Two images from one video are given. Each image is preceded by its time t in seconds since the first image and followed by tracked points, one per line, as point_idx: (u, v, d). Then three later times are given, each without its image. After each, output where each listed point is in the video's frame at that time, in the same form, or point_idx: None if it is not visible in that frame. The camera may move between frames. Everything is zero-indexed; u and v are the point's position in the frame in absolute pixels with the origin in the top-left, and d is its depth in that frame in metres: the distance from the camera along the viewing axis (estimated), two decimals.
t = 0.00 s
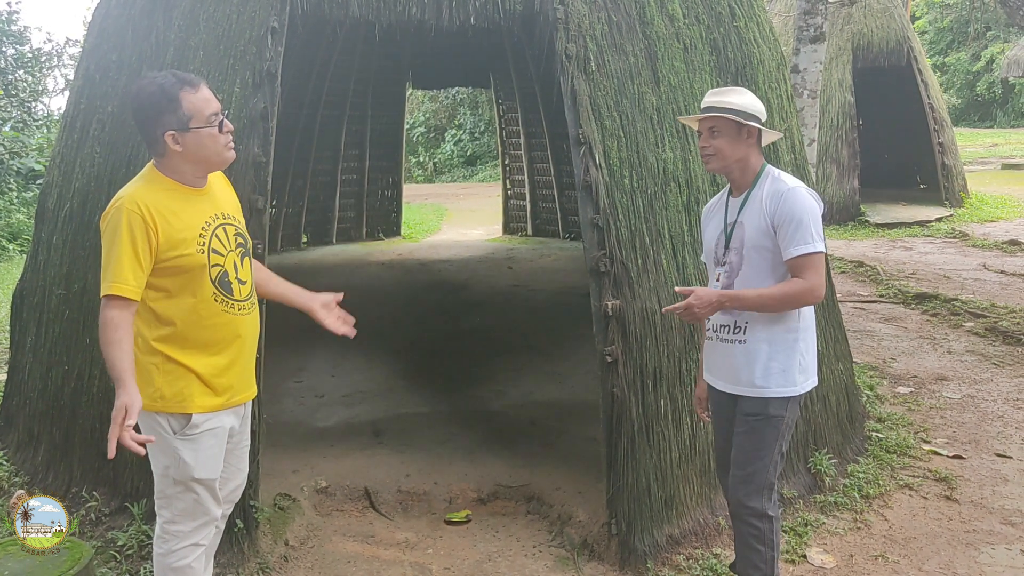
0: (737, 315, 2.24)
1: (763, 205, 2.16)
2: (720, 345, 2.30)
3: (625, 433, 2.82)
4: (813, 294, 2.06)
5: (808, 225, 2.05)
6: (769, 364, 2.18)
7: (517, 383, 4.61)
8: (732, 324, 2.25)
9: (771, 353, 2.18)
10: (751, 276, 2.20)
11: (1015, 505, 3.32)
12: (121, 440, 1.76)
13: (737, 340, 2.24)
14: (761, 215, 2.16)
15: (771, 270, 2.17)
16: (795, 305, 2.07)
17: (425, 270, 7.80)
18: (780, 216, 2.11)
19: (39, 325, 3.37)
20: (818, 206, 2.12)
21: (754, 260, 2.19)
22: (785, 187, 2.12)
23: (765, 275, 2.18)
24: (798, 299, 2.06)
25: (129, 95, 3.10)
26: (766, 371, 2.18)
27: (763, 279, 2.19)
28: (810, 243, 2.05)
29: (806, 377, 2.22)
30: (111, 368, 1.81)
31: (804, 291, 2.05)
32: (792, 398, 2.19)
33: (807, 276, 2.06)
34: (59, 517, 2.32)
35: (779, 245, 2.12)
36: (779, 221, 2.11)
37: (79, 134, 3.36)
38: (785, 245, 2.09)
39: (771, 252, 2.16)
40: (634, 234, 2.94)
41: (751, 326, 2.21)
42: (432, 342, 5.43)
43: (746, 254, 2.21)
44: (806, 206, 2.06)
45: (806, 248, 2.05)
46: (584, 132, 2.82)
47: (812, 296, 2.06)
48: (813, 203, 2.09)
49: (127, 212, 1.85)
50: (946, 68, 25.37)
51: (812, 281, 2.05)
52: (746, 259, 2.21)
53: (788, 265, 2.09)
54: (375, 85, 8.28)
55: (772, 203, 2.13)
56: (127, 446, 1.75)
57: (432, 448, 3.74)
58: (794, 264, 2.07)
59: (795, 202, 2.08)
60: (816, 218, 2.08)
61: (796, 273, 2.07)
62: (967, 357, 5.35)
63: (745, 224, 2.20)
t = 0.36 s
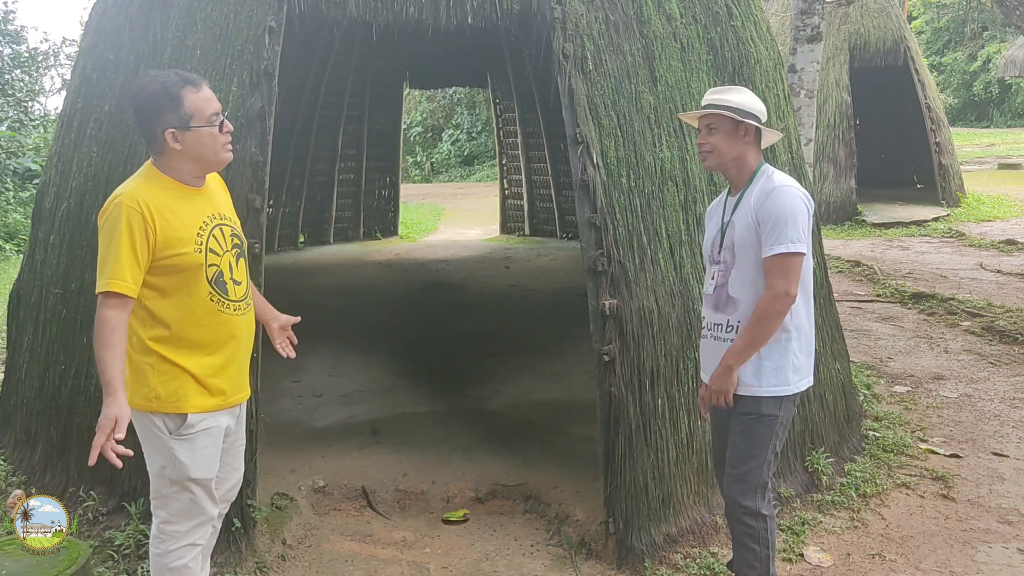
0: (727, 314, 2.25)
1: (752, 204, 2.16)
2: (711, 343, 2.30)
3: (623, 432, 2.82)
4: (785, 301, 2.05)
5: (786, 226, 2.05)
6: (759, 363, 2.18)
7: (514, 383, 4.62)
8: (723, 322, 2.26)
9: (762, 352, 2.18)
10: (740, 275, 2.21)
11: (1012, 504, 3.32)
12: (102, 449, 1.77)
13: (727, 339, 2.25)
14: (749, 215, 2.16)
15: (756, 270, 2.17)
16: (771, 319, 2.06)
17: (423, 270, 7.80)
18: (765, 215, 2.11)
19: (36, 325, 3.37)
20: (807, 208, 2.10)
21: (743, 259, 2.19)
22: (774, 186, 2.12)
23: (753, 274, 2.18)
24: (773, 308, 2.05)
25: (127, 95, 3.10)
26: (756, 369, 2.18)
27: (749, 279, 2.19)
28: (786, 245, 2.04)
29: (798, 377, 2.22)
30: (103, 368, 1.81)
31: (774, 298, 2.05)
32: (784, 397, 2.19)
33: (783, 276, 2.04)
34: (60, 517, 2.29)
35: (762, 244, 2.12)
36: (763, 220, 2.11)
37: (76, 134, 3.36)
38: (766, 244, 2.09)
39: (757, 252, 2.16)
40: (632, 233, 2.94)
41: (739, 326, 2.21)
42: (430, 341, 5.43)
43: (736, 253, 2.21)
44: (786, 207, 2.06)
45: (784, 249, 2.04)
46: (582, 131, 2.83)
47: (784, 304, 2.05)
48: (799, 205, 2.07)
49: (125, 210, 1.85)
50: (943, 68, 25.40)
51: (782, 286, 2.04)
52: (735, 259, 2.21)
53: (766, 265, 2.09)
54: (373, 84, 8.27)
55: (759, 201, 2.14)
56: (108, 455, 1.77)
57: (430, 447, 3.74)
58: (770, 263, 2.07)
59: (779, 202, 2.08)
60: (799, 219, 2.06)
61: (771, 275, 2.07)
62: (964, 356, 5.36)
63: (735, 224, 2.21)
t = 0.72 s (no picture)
0: (727, 314, 2.25)
1: (753, 204, 2.17)
2: (712, 343, 2.30)
3: (620, 432, 2.83)
4: (796, 300, 2.06)
5: (792, 226, 2.06)
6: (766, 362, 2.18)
7: (512, 382, 4.62)
8: (723, 322, 2.26)
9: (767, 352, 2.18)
10: (740, 275, 2.21)
11: (1008, 503, 3.33)
12: (133, 441, 1.80)
13: (728, 339, 2.25)
14: (751, 215, 2.17)
15: (759, 270, 2.18)
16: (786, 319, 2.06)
17: (420, 269, 7.80)
18: (768, 214, 2.12)
19: (33, 325, 3.37)
20: (808, 207, 2.12)
21: (744, 259, 2.19)
22: (775, 185, 2.13)
23: (753, 273, 2.18)
24: (787, 308, 2.05)
25: (124, 94, 3.10)
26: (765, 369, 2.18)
27: (751, 279, 2.19)
28: (793, 244, 2.05)
29: (797, 377, 2.23)
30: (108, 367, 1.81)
31: (786, 297, 2.06)
32: (783, 397, 2.19)
33: (794, 275, 2.05)
34: (60, 517, 2.30)
35: (766, 243, 2.13)
36: (767, 219, 2.11)
37: (73, 133, 3.36)
38: (770, 243, 2.10)
39: (760, 252, 2.16)
40: (629, 233, 2.95)
41: (743, 326, 2.22)
42: (428, 341, 5.43)
43: (736, 253, 2.21)
44: (792, 206, 2.07)
45: (791, 248, 2.05)
46: (579, 131, 2.83)
47: (795, 304, 2.06)
48: (801, 204, 2.09)
49: (123, 210, 1.85)
50: (939, 69, 25.45)
51: (793, 285, 2.05)
52: (736, 259, 2.21)
53: (772, 264, 2.10)
54: (371, 84, 8.27)
55: (761, 201, 2.14)
56: (140, 447, 1.80)
57: (428, 447, 3.74)
58: (778, 262, 2.07)
59: (783, 201, 2.08)
60: (803, 218, 2.07)
61: (780, 275, 2.07)
62: (960, 355, 5.37)
63: (735, 223, 2.21)
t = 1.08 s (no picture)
0: (727, 314, 2.25)
1: (754, 205, 2.17)
2: (712, 344, 2.31)
3: (618, 431, 2.84)
4: (797, 302, 2.08)
5: (794, 228, 2.06)
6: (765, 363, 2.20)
7: (510, 381, 4.62)
8: (724, 323, 2.26)
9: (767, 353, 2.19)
10: (741, 275, 2.21)
11: (1005, 502, 3.34)
12: (106, 449, 1.78)
13: (728, 339, 2.25)
14: (751, 216, 2.17)
15: (759, 271, 2.18)
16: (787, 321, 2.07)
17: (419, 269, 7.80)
18: (770, 216, 2.12)
19: (31, 324, 3.36)
20: (809, 208, 2.13)
21: (745, 260, 2.20)
22: (776, 187, 2.13)
23: (754, 274, 2.19)
24: (788, 310, 2.07)
25: (122, 93, 3.09)
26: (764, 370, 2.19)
27: (751, 280, 2.20)
28: (796, 246, 2.06)
29: (798, 375, 2.24)
30: (98, 368, 1.81)
31: (787, 300, 2.07)
32: (785, 395, 2.20)
33: (795, 277, 2.07)
34: (60, 517, 2.26)
35: (767, 245, 2.13)
36: (769, 221, 2.12)
37: (71, 132, 3.35)
38: (772, 245, 2.10)
39: (761, 253, 2.17)
40: (627, 232, 2.95)
41: (744, 327, 2.22)
42: (426, 340, 5.43)
43: (737, 254, 2.21)
44: (794, 208, 2.07)
45: (793, 251, 2.06)
46: (577, 130, 2.83)
47: (796, 306, 2.08)
48: (803, 205, 2.09)
49: (115, 209, 1.85)
50: (938, 68, 25.47)
51: (795, 287, 2.06)
52: (737, 259, 2.21)
53: (773, 266, 2.11)
54: (370, 83, 8.27)
55: (762, 203, 2.14)
56: (111, 455, 1.78)
57: (425, 446, 3.74)
58: (781, 265, 2.08)
59: (784, 203, 2.09)
60: (804, 220, 2.08)
61: (782, 276, 2.08)
62: (958, 355, 5.38)
63: (735, 224, 2.21)
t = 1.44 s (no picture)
0: (726, 316, 2.26)
1: (752, 205, 2.17)
2: (711, 345, 2.32)
3: (617, 432, 2.84)
4: (793, 303, 2.08)
5: (791, 229, 2.06)
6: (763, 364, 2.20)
7: (509, 382, 4.63)
8: (723, 324, 2.27)
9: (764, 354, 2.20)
10: (740, 277, 2.21)
11: (1003, 503, 3.34)
12: (66, 445, 1.78)
13: (727, 341, 2.26)
14: (749, 217, 2.17)
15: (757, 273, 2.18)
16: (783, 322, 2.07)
17: (418, 270, 7.81)
18: (767, 216, 2.12)
19: (30, 324, 3.36)
20: (807, 210, 2.13)
21: (743, 261, 2.20)
22: (774, 188, 2.13)
23: (753, 275, 2.19)
24: (784, 311, 2.07)
25: (121, 93, 3.09)
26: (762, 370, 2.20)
27: (748, 281, 2.20)
28: (792, 247, 2.06)
29: (797, 377, 2.23)
30: (69, 368, 1.82)
31: (783, 300, 2.07)
32: (784, 396, 2.20)
33: (792, 278, 2.07)
34: (60, 517, 2.24)
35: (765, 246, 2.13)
36: (766, 222, 2.12)
37: (70, 132, 3.35)
38: (769, 246, 2.11)
39: (759, 254, 2.17)
40: (626, 233, 2.95)
41: (741, 328, 2.22)
42: (425, 341, 5.44)
43: (736, 255, 2.22)
44: (791, 209, 2.07)
45: (789, 252, 2.06)
46: (576, 131, 2.83)
47: (793, 307, 2.08)
48: (801, 206, 2.09)
49: (96, 211, 1.86)
50: (937, 70, 25.52)
51: (791, 289, 2.07)
52: (735, 260, 2.22)
53: (771, 267, 2.11)
54: (369, 83, 8.27)
55: (760, 204, 2.15)
56: (72, 451, 1.78)
57: (424, 447, 3.74)
58: (778, 265, 2.08)
59: (781, 204, 2.09)
60: (801, 220, 2.08)
61: (779, 277, 2.08)
62: (956, 356, 5.39)
63: (734, 225, 2.22)
